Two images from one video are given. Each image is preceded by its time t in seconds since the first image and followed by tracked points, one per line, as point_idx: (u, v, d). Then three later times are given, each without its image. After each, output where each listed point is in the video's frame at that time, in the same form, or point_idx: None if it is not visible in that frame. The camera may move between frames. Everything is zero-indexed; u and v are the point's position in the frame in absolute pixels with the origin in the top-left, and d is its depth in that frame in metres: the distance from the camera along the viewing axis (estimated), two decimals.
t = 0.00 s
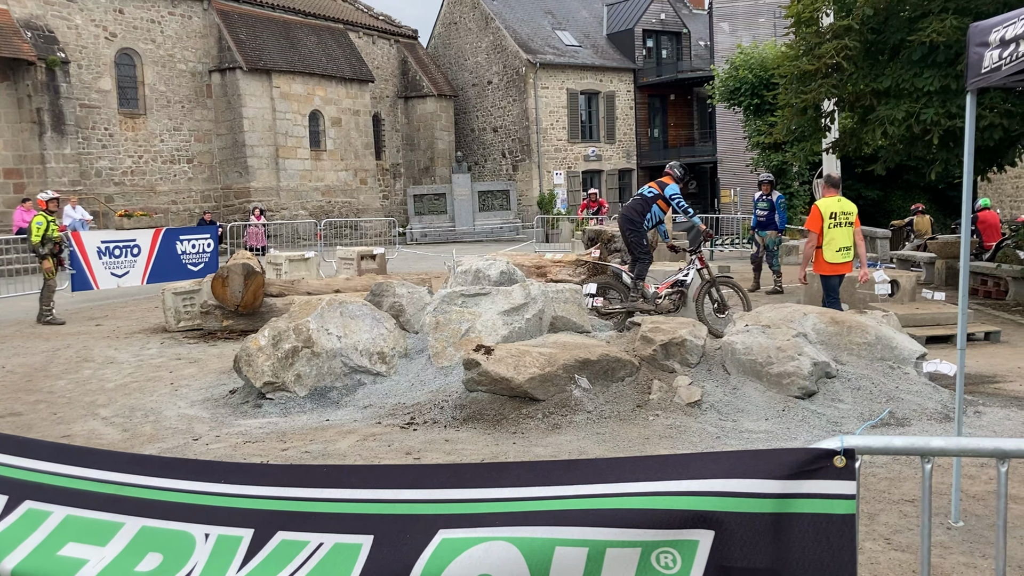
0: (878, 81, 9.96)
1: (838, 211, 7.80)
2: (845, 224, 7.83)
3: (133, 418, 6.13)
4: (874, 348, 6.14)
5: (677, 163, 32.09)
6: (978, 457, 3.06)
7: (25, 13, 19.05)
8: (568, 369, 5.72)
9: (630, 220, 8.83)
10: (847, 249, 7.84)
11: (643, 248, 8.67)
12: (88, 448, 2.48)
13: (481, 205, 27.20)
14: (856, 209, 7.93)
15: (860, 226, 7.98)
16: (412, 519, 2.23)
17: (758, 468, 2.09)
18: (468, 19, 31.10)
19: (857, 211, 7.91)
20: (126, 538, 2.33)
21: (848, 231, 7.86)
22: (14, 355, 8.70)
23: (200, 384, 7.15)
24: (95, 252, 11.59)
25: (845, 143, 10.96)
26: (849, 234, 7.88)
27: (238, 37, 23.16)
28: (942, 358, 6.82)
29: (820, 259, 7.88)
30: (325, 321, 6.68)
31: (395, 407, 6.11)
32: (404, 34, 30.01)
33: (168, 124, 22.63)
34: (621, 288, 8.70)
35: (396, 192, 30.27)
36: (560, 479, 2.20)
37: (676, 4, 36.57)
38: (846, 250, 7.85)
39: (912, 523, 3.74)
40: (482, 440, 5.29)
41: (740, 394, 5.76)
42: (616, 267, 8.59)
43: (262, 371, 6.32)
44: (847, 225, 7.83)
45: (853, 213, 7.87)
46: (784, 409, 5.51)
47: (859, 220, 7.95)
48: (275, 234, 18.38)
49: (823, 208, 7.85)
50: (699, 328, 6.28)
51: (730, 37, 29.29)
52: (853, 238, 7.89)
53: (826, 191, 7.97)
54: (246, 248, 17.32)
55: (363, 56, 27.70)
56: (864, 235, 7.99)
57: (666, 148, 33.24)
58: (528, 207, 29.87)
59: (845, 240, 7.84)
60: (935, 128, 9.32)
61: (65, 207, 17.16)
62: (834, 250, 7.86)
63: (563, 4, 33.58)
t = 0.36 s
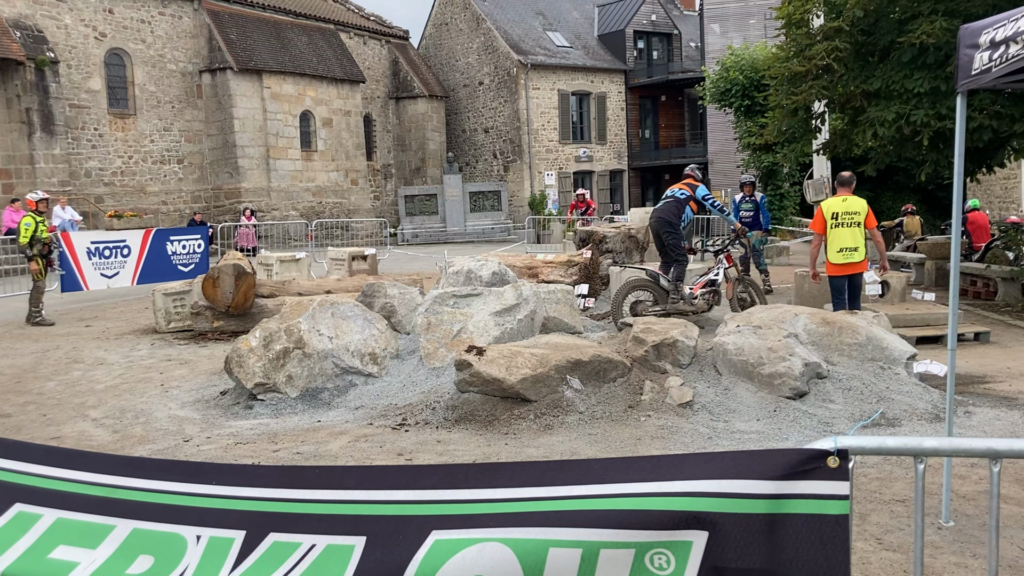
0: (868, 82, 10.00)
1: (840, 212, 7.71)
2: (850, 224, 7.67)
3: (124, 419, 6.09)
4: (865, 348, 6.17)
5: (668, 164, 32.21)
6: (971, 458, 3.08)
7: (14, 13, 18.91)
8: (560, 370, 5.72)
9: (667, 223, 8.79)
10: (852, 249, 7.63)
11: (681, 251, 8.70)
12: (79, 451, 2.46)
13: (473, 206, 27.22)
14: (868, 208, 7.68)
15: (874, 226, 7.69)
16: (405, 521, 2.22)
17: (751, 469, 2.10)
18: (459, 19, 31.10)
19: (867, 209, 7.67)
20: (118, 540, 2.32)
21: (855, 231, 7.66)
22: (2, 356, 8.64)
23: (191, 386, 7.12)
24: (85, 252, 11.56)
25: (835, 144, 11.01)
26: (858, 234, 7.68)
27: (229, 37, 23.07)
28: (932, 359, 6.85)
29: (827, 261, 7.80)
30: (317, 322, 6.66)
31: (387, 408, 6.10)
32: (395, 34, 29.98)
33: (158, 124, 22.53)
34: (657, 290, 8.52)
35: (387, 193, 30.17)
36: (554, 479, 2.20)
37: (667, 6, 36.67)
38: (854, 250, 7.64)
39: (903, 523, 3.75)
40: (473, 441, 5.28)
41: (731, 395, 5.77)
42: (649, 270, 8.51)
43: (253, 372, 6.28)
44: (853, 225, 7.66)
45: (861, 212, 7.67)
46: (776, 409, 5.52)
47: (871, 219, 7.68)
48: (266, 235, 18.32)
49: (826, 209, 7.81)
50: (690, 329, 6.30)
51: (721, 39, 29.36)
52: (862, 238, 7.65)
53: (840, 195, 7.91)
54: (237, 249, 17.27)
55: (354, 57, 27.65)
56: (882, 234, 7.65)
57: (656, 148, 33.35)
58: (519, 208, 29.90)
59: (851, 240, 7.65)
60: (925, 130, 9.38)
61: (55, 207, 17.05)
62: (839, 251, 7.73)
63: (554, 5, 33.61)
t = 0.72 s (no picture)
0: (858, 84, 10.05)
1: (848, 216, 7.42)
2: (858, 229, 7.37)
3: (114, 421, 6.06)
4: (855, 349, 6.21)
5: (659, 165, 32.28)
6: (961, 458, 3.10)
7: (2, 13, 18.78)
8: (552, 371, 5.73)
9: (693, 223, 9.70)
10: (858, 255, 7.38)
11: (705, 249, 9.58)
12: (73, 453, 2.45)
13: (464, 208, 27.23)
14: (879, 212, 7.26)
15: (887, 230, 7.26)
16: (398, 522, 2.22)
17: (742, 470, 2.11)
18: (450, 21, 31.10)
19: (878, 213, 7.27)
20: (110, 542, 2.30)
21: (862, 237, 7.35)
22: None
23: (181, 387, 7.09)
24: (75, 253, 11.55)
25: (826, 146, 11.05)
26: (869, 239, 7.34)
27: (220, 38, 22.99)
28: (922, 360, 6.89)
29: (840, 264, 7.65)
30: (308, 323, 6.64)
31: (378, 409, 6.08)
32: (386, 35, 29.97)
33: (148, 125, 22.43)
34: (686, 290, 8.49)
35: (378, 194, 30.12)
36: (547, 480, 2.20)
37: (658, 8, 36.77)
38: (861, 256, 7.38)
39: (893, 523, 3.77)
40: (465, 443, 5.27)
41: (722, 396, 5.79)
42: (679, 270, 8.52)
43: (244, 374, 6.26)
44: (862, 230, 7.35)
45: (870, 216, 7.30)
46: (767, 410, 5.54)
47: (883, 223, 7.26)
48: (257, 236, 18.28)
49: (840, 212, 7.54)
50: (682, 330, 6.33)
51: (711, 41, 29.44)
52: (870, 244, 7.33)
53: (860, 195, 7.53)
54: (227, 250, 17.23)
55: (345, 58, 27.59)
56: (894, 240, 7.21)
57: (647, 150, 33.44)
58: (511, 210, 29.91)
59: (858, 245, 7.38)
60: (915, 132, 9.44)
61: (44, 208, 16.95)
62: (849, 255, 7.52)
63: (545, 6, 33.64)
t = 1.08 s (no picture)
0: (848, 87, 10.09)
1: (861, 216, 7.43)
2: (870, 229, 7.36)
3: (103, 424, 6.02)
4: (845, 351, 6.24)
5: (650, 167, 32.34)
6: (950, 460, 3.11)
7: None
8: (543, 373, 5.72)
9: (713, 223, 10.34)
10: (869, 254, 7.34)
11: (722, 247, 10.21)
12: (60, 453, 2.42)
13: (455, 210, 27.19)
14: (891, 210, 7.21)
15: (898, 228, 7.18)
16: (389, 526, 2.21)
17: (733, 472, 2.11)
18: (442, 23, 31.10)
19: (888, 210, 7.22)
20: (99, 544, 2.29)
21: (872, 236, 7.32)
22: None
23: (171, 390, 7.05)
24: (64, 255, 11.47)
25: (815, 149, 11.08)
26: (881, 238, 7.29)
27: (210, 40, 22.91)
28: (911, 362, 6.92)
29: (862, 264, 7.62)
30: (298, 325, 6.62)
31: (369, 411, 6.07)
32: (377, 37, 29.93)
33: (138, 126, 22.34)
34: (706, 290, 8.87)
35: (369, 196, 30.06)
36: (539, 483, 2.20)
37: (648, 11, 36.88)
38: (872, 255, 7.34)
39: (882, 525, 3.78)
40: (456, 445, 5.25)
41: (712, 398, 5.80)
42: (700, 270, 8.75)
43: (234, 376, 6.22)
44: (873, 229, 7.33)
45: (879, 215, 7.28)
46: (757, 412, 5.55)
47: (893, 221, 7.20)
48: (247, 237, 18.22)
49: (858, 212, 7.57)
50: (672, 332, 6.35)
51: (702, 43, 29.49)
52: (880, 244, 7.28)
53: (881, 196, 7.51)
54: (217, 252, 17.17)
55: (336, 60, 27.53)
56: (904, 236, 7.09)
57: (638, 152, 33.51)
58: (502, 212, 29.91)
59: (870, 245, 7.34)
60: (905, 135, 9.49)
61: (33, 209, 16.83)
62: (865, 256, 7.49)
63: (536, 8, 33.66)
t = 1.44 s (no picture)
0: (838, 91, 10.14)
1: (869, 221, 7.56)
2: (875, 232, 7.49)
3: (92, 426, 5.98)
4: (835, 354, 6.26)
5: (641, 171, 32.40)
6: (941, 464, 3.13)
7: None
8: (533, 376, 5.71)
9: (718, 224, 10.24)
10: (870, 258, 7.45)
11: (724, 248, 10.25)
12: (47, 454, 2.40)
13: (446, 212, 27.16)
14: (885, 214, 7.28)
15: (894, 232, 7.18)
16: (379, 529, 2.20)
17: (724, 475, 2.11)
18: (433, 25, 31.10)
19: (883, 214, 7.32)
20: (87, 547, 2.27)
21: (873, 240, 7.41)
22: None
23: (161, 392, 7.01)
24: (52, 257, 11.40)
25: (806, 152, 11.14)
26: (882, 242, 7.34)
27: (200, 41, 22.85)
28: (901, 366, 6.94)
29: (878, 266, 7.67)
30: (288, 327, 6.59)
31: (360, 414, 6.05)
32: (368, 40, 29.92)
33: (128, 128, 22.26)
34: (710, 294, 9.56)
35: (360, 199, 29.98)
36: (531, 487, 2.19)
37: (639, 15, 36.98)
38: (874, 258, 7.43)
39: (872, 528, 3.79)
40: (447, 448, 5.24)
41: (703, 401, 5.80)
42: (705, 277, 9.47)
43: (224, 378, 6.19)
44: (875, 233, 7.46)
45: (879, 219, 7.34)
46: (747, 415, 5.57)
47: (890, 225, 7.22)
48: (237, 240, 18.16)
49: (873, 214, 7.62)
50: (663, 335, 6.37)
51: (693, 47, 29.60)
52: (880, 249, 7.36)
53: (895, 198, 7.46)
54: (208, 254, 17.10)
55: (327, 62, 27.49)
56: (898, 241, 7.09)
57: (629, 155, 33.56)
58: (493, 214, 29.90)
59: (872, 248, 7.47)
60: (894, 139, 9.54)
61: (22, 211, 16.73)
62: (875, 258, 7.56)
63: (527, 11, 33.69)
